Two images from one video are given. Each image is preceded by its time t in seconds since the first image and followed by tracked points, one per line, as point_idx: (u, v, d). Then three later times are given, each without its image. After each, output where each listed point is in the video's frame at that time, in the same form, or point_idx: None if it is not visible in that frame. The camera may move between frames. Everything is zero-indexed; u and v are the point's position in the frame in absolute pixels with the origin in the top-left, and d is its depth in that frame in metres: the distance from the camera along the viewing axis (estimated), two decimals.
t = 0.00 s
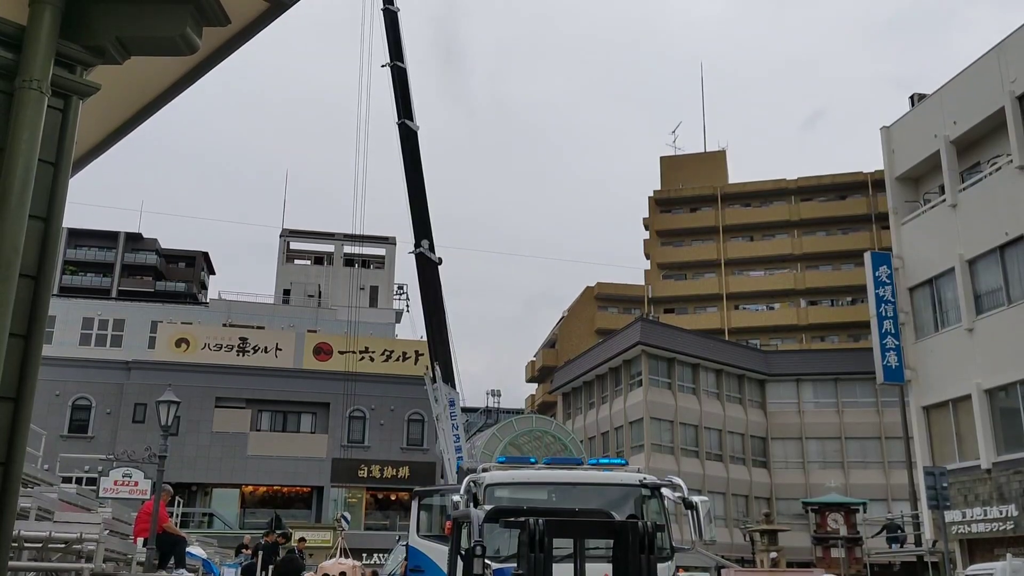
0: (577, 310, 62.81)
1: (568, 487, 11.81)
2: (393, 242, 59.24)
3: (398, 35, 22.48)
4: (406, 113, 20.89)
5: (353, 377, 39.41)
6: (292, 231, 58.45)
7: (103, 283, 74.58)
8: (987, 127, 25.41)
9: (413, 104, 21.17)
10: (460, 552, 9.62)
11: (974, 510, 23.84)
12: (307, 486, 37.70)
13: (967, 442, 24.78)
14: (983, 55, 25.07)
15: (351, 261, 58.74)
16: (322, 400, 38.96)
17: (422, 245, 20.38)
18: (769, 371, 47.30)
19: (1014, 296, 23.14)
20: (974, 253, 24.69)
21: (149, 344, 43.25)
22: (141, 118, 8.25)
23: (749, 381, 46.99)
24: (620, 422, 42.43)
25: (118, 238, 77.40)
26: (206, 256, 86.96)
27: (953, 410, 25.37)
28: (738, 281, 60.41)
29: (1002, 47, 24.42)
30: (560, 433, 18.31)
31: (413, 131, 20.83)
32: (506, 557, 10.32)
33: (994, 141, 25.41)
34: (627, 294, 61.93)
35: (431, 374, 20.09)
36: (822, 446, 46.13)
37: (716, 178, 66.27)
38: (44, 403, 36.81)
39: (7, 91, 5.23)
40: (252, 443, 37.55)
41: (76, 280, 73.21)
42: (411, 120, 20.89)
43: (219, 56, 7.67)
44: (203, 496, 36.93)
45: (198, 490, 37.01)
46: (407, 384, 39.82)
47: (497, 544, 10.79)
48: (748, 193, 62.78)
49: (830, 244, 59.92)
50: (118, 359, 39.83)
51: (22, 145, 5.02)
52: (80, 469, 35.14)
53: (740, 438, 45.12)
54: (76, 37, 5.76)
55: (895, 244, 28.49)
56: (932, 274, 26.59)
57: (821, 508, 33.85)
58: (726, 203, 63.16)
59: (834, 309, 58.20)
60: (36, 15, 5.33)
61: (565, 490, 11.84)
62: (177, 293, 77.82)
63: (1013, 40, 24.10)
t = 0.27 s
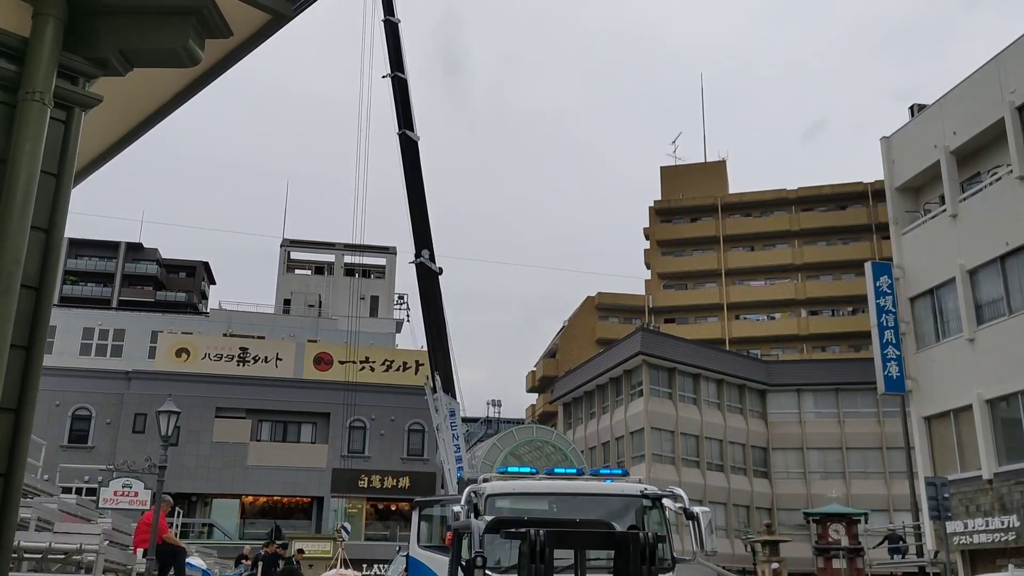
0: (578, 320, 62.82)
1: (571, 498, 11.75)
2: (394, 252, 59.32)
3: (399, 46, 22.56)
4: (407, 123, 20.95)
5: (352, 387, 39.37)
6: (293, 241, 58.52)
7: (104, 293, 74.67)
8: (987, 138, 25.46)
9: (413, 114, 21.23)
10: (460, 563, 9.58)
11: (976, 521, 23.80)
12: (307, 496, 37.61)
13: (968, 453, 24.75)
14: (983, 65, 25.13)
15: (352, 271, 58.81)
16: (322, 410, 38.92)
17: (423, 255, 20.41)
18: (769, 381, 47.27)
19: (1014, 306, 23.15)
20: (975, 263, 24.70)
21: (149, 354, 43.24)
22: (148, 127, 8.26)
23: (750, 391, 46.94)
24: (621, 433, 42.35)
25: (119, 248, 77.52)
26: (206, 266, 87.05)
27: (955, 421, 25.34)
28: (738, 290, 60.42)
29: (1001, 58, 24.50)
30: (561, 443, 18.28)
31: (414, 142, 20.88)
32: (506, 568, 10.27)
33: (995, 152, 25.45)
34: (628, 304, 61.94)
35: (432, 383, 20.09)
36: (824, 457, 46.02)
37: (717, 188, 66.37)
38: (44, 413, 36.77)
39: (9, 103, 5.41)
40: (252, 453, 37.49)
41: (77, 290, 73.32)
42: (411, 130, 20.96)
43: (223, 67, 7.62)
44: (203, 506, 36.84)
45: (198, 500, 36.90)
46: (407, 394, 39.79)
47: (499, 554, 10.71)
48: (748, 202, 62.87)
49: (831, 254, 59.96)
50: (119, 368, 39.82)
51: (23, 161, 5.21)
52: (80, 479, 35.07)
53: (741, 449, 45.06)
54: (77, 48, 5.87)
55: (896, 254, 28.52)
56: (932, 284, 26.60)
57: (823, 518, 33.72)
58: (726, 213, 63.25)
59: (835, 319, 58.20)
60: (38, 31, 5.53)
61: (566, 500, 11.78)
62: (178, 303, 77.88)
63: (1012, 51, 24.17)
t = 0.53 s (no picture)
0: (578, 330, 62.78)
1: (571, 509, 11.73)
2: (394, 262, 59.35)
3: (400, 57, 22.64)
4: (407, 134, 20.98)
5: (352, 397, 39.33)
6: (294, 252, 58.57)
7: (104, 303, 74.72)
8: (987, 148, 25.50)
9: (414, 125, 21.28)
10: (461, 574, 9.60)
11: (978, 533, 23.71)
12: (307, 507, 37.51)
13: (970, 463, 24.68)
14: (982, 77, 25.20)
15: (352, 281, 58.85)
16: (322, 421, 38.87)
17: (423, 265, 20.41)
18: (770, 391, 47.22)
19: (1015, 317, 23.14)
20: (975, 274, 24.69)
21: (149, 364, 43.20)
22: (152, 136, 8.27)
23: (751, 402, 46.88)
24: (622, 443, 42.24)
25: (119, 259, 77.60)
26: (207, 276, 87.11)
27: (956, 432, 25.28)
28: (739, 301, 60.41)
29: (1001, 69, 24.55)
30: (562, 453, 18.29)
31: (414, 153, 20.92)
32: None
33: (995, 162, 25.48)
34: (628, 314, 61.93)
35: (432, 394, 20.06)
36: (825, 467, 45.90)
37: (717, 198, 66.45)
38: (44, 424, 36.71)
39: (9, 114, 5.43)
40: (252, 463, 37.40)
41: (78, 300, 73.38)
42: (411, 141, 20.99)
43: (224, 78, 7.58)
44: (203, 517, 36.73)
45: (197, 511, 36.80)
46: (408, 404, 39.76)
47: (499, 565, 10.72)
48: (748, 213, 62.94)
49: (831, 264, 60.00)
50: (119, 379, 39.78)
51: (25, 172, 5.23)
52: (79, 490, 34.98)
53: (742, 459, 44.98)
54: (78, 60, 5.90)
55: (896, 265, 28.54)
56: (933, 295, 26.60)
57: (824, 530, 33.59)
58: (727, 223, 63.32)
59: (835, 329, 58.20)
60: (41, 42, 5.57)
61: (567, 512, 11.76)
62: (178, 314, 77.89)
63: (1011, 62, 24.23)
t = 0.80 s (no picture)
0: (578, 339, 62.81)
1: (571, 519, 11.68)
2: (394, 271, 59.39)
3: (400, 67, 22.70)
4: (407, 143, 21.02)
5: (352, 406, 39.28)
6: (294, 261, 58.62)
7: (104, 312, 74.78)
8: (986, 157, 25.53)
9: (414, 134, 21.34)
10: None
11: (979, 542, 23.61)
12: (307, 517, 37.43)
13: (971, 472, 24.63)
14: (981, 86, 25.25)
15: (352, 290, 58.88)
16: (322, 430, 38.81)
17: (423, 274, 20.42)
18: (770, 400, 47.13)
19: (1015, 326, 23.11)
20: (976, 282, 24.68)
21: (149, 373, 43.17)
22: (152, 146, 8.28)
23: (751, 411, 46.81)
24: (622, 452, 42.12)
25: (120, 267, 77.70)
26: (207, 285, 87.18)
27: (956, 441, 25.24)
28: (739, 309, 60.38)
29: (999, 78, 24.59)
30: (562, 463, 18.24)
31: (414, 162, 20.96)
32: None
33: (994, 171, 25.50)
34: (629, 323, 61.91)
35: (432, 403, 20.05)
36: (826, 476, 45.77)
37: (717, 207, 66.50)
38: (43, 433, 36.66)
39: (9, 123, 5.45)
40: (251, 472, 37.32)
41: (78, 309, 73.46)
42: (411, 150, 21.02)
43: (225, 88, 7.58)
44: (202, 526, 36.65)
45: (197, 520, 36.71)
46: (408, 413, 39.71)
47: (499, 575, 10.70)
48: (748, 222, 63.00)
49: (831, 273, 60.00)
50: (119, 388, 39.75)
51: (25, 181, 5.25)
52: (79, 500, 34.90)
53: (743, 468, 44.88)
54: (78, 70, 5.92)
55: (896, 274, 28.58)
56: (933, 304, 26.58)
57: (826, 539, 33.44)
58: (727, 232, 63.37)
59: (836, 338, 58.16)
60: (41, 52, 5.59)
61: (567, 521, 11.71)
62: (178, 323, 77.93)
63: (1010, 71, 24.28)
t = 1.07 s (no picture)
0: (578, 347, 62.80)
1: (571, 527, 11.65)
2: (394, 279, 59.41)
3: (400, 75, 22.75)
4: (407, 152, 21.06)
5: (352, 414, 39.24)
6: (294, 268, 58.65)
7: (104, 319, 74.81)
8: (985, 166, 25.56)
9: (414, 142, 21.37)
10: None
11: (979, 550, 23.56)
12: (307, 525, 37.35)
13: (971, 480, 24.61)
14: (980, 94, 25.29)
15: (352, 298, 58.91)
16: (322, 438, 38.77)
17: (423, 281, 20.43)
18: (771, 408, 47.08)
19: (1015, 333, 23.08)
20: (976, 290, 24.67)
21: (148, 381, 43.15)
22: (151, 154, 8.31)
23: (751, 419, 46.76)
24: (622, 460, 42.04)
25: (120, 275, 77.75)
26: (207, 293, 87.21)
27: (957, 449, 25.21)
28: (739, 317, 60.37)
29: (999, 87, 24.62)
30: (562, 471, 18.20)
31: (414, 170, 20.99)
32: None
33: (993, 179, 25.51)
34: (629, 331, 61.90)
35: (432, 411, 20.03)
36: (826, 484, 45.68)
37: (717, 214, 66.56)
38: (43, 440, 36.62)
39: (9, 131, 5.47)
40: (251, 480, 37.25)
41: (78, 316, 73.50)
42: (411, 158, 21.05)
43: (225, 97, 7.60)
44: (202, 534, 36.59)
45: (196, 528, 36.64)
46: (407, 421, 39.67)
47: None
48: (748, 230, 63.06)
49: (831, 280, 60.02)
50: (118, 396, 39.72)
51: (24, 189, 5.27)
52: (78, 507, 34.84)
53: (743, 476, 44.81)
54: (78, 78, 5.95)
55: (896, 282, 28.61)
56: (933, 311, 26.58)
57: (826, 547, 33.34)
58: (727, 240, 63.44)
59: (835, 346, 58.14)
60: (42, 61, 5.62)
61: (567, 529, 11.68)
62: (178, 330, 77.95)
63: (1009, 80, 24.32)
